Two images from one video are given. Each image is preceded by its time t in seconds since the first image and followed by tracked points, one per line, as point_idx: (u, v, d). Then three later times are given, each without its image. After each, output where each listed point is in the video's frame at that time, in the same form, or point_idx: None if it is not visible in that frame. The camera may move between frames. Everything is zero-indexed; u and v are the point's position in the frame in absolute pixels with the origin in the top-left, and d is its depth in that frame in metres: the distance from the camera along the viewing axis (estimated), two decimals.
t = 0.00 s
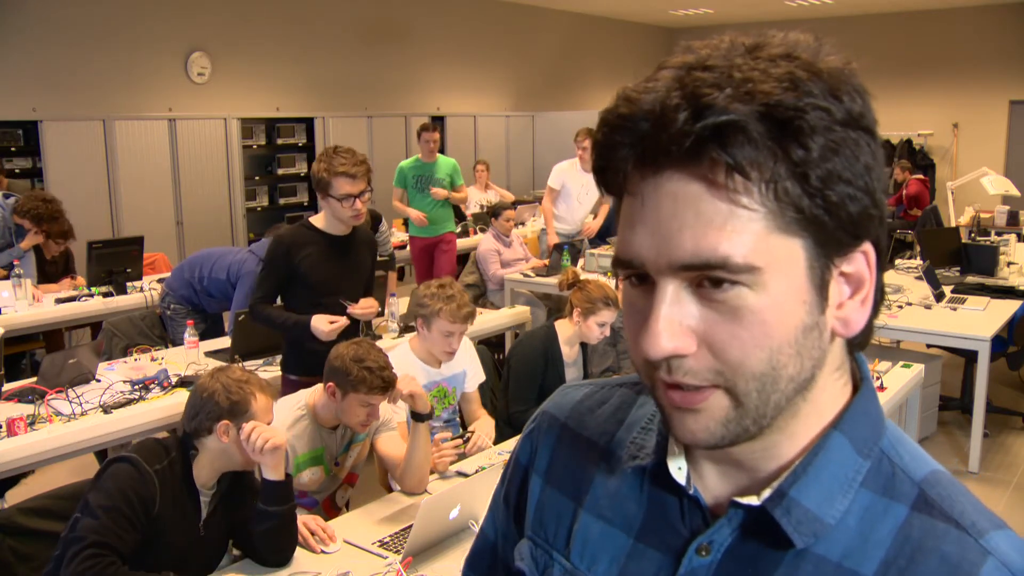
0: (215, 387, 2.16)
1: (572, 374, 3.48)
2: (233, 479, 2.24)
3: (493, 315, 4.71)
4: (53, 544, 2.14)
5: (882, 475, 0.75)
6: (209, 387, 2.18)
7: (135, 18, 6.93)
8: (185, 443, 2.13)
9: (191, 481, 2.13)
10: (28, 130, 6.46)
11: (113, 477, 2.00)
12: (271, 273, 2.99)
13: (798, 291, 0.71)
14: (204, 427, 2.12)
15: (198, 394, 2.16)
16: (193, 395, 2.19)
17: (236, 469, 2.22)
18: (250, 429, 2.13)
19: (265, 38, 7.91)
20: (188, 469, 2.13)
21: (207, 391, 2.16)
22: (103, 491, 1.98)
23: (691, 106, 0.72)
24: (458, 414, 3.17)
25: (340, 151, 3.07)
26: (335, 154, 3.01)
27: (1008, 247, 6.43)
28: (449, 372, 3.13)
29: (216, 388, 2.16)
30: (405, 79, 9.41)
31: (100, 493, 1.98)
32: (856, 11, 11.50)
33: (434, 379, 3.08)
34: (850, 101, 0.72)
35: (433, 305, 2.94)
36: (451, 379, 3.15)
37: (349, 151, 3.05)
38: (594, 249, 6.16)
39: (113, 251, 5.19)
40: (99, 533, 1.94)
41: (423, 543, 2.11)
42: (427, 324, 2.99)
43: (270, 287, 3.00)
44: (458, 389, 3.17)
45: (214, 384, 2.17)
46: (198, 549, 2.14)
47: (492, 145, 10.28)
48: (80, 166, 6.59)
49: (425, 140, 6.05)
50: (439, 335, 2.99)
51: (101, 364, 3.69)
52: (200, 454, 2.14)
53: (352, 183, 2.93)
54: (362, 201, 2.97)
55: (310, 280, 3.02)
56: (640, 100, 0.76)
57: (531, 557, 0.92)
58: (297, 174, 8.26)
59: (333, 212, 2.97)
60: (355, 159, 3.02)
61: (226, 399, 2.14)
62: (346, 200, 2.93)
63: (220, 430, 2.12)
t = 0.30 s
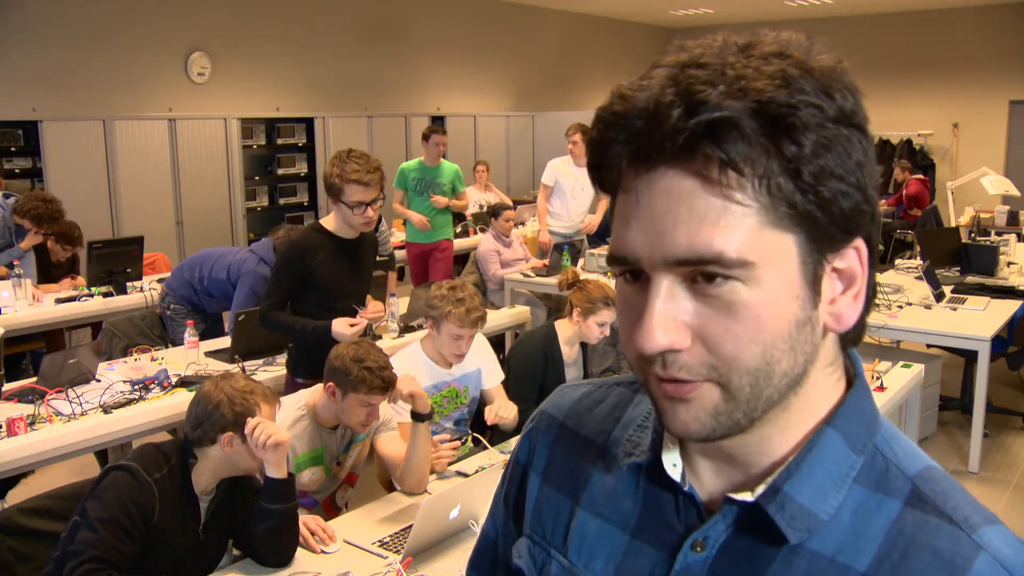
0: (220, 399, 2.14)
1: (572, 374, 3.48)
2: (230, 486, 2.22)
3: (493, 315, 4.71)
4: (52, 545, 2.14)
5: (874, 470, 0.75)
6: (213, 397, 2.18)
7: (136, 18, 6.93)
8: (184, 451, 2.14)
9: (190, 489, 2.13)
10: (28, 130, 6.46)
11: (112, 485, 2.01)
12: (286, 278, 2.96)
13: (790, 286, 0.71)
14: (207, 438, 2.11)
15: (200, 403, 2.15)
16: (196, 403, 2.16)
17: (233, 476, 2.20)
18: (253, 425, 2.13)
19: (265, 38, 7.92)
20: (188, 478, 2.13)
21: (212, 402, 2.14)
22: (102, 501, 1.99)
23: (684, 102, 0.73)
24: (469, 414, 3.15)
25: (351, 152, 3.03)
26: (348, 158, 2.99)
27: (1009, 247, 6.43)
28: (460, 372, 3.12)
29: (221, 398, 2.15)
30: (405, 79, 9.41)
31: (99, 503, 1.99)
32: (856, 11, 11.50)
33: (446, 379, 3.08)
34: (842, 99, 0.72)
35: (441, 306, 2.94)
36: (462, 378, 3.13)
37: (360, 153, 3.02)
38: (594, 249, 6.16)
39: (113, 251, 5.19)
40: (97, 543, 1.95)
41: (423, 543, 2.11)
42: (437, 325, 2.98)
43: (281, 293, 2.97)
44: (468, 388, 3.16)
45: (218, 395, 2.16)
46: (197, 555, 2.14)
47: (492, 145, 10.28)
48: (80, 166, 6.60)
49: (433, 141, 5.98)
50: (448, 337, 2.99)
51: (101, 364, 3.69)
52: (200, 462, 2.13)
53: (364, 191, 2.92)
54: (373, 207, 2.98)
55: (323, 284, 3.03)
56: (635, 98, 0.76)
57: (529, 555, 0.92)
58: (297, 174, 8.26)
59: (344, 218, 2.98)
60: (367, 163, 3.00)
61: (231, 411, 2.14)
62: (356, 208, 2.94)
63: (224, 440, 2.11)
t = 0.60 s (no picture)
0: (222, 407, 2.13)
1: (572, 374, 3.48)
2: (228, 489, 2.22)
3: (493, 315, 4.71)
4: (52, 545, 2.14)
5: (875, 471, 0.75)
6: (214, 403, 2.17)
7: (136, 18, 6.93)
8: (184, 453, 2.13)
9: (190, 491, 2.13)
10: (29, 130, 6.46)
11: (111, 488, 2.00)
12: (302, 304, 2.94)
13: (788, 288, 0.71)
14: (210, 445, 2.11)
15: (201, 408, 2.14)
16: (197, 409, 2.15)
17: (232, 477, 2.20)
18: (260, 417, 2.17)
19: (265, 38, 7.92)
20: (188, 480, 2.13)
21: (214, 410, 2.13)
22: (102, 504, 1.98)
23: (681, 107, 0.73)
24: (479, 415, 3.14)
25: (355, 170, 2.95)
26: (355, 178, 2.91)
27: (1008, 247, 6.43)
28: (470, 374, 3.09)
29: (223, 406, 2.14)
30: (405, 79, 9.40)
31: (100, 506, 1.98)
32: (856, 11, 11.49)
33: (455, 383, 3.05)
34: (839, 101, 0.72)
35: (451, 313, 2.94)
36: (473, 380, 3.11)
37: (366, 173, 2.94)
38: (594, 249, 6.16)
39: (113, 251, 5.19)
40: (96, 546, 1.94)
41: (423, 543, 2.11)
42: (446, 331, 2.97)
43: (300, 319, 2.95)
44: (479, 389, 3.13)
45: (219, 403, 2.15)
46: (199, 554, 2.15)
47: (492, 145, 10.27)
48: (80, 166, 6.60)
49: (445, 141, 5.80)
50: (458, 343, 2.97)
51: (101, 364, 3.69)
52: (199, 466, 2.13)
53: (371, 217, 2.87)
54: (381, 230, 2.95)
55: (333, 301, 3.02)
56: (632, 102, 0.77)
57: (533, 552, 0.92)
58: (297, 174, 8.26)
59: (351, 240, 2.94)
60: (375, 185, 2.94)
61: (232, 420, 2.13)
62: (364, 232, 2.91)
63: (226, 448, 2.12)
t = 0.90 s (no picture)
0: (222, 412, 2.14)
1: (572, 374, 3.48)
2: (227, 492, 2.22)
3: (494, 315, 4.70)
4: (52, 545, 2.13)
5: (877, 468, 0.75)
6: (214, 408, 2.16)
7: (136, 18, 6.93)
8: (184, 456, 2.13)
9: (190, 493, 2.13)
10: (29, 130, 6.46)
11: (111, 489, 2.00)
12: (308, 319, 2.94)
13: (791, 290, 0.71)
14: (211, 449, 2.10)
15: (201, 412, 2.14)
16: (197, 413, 2.15)
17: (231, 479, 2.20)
18: (263, 418, 2.18)
19: (265, 38, 7.92)
20: (188, 482, 2.13)
21: (214, 415, 2.13)
22: (102, 506, 1.98)
23: (683, 111, 0.72)
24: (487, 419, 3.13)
25: (360, 185, 2.89)
26: (361, 196, 2.86)
27: (1009, 247, 6.43)
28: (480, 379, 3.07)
29: (224, 412, 2.14)
30: (405, 79, 9.40)
31: (100, 507, 1.98)
32: (856, 11, 11.50)
33: (465, 390, 3.03)
34: (838, 102, 0.72)
35: (468, 322, 2.90)
36: (481, 384, 3.09)
37: (371, 190, 2.89)
38: (594, 249, 6.16)
39: (113, 251, 5.19)
40: (96, 547, 1.94)
41: (423, 543, 2.11)
42: (461, 340, 2.94)
43: (304, 333, 2.96)
44: (487, 393, 3.12)
45: (220, 408, 2.14)
46: (199, 553, 2.15)
47: (492, 146, 10.27)
48: (80, 166, 6.60)
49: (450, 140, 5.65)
50: (472, 352, 2.94)
51: (101, 364, 3.69)
52: (200, 469, 2.13)
53: (377, 236, 2.86)
54: (386, 249, 2.95)
55: (339, 314, 3.02)
56: (632, 106, 0.76)
57: (534, 551, 0.92)
58: (297, 174, 8.26)
59: (355, 255, 2.94)
60: (381, 205, 2.89)
61: (233, 425, 2.14)
62: (371, 251, 2.91)
63: (227, 451, 2.12)
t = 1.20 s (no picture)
0: (222, 414, 2.13)
1: (572, 374, 3.49)
2: (227, 492, 2.22)
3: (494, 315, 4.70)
4: (52, 545, 2.14)
5: (879, 464, 0.75)
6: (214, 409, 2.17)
7: (136, 19, 6.93)
8: (184, 457, 2.12)
9: (190, 493, 2.13)
10: (28, 130, 6.45)
11: (112, 490, 2.01)
12: (309, 321, 2.94)
13: (793, 290, 0.71)
14: (211, 450, 2.10)
15: (201, 414, 2.14)
16: (197, 415, 2.15)
17: (230, 480, 2.21)
18: (264, 419, 2.18)
19: (265, 39, 7.91)
20: (188, 482, 2.13)
21: (214, 417, 2.13)
22: (102, 507, 1.98)
23: (687, 112, 0.72)
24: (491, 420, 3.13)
25: (360, 190, 2.89)
26: (361, 200, 2.87)
27: (1009, 247, 6.43)
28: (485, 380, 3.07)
29: (224, 413, 2.14)
30: (405, 79, 9.40)
31: (100, 508, 1.98)
32: (856, 11, 11.49)
33: (473, 393, 3.03)
34: (840, 101, 0.72)
35: (484, 330, 2.90)
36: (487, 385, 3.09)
37: (372, 196, 2.89)
38: (594, 249, 6.17)
39: (113, 251, 5.19)
40: (97, 548, 1.95)
41: (423, 543, 2.11)
42: (476, 347, 2.94)
43: (305, 337, 2.96)
44: (492, 394, 3.12)
45: (220, 409, 2.14)
46: (200, 551, 2.15)
47: (492, 146, 10.27)
48: (80, 166, 6.60)
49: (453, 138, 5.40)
50: (486, 361, 2.94)
51: (101, 364, 3.69)
52: (199, 470, 2.13)
53: (379, 238, 2.86)
54: (387, 252, 2.96)
55: (340, 315, 3.02)
56: (635, 106, 0.76)
57: (535, 553, 0.92)
58: (297, 174, 8.26)
59: (356, 258, 2.95)
60: (382, 209, 2.89)
61: (232, 427, 2.13)
62: (373, 255, 2.92)
63: (227, 453, 2.12)
